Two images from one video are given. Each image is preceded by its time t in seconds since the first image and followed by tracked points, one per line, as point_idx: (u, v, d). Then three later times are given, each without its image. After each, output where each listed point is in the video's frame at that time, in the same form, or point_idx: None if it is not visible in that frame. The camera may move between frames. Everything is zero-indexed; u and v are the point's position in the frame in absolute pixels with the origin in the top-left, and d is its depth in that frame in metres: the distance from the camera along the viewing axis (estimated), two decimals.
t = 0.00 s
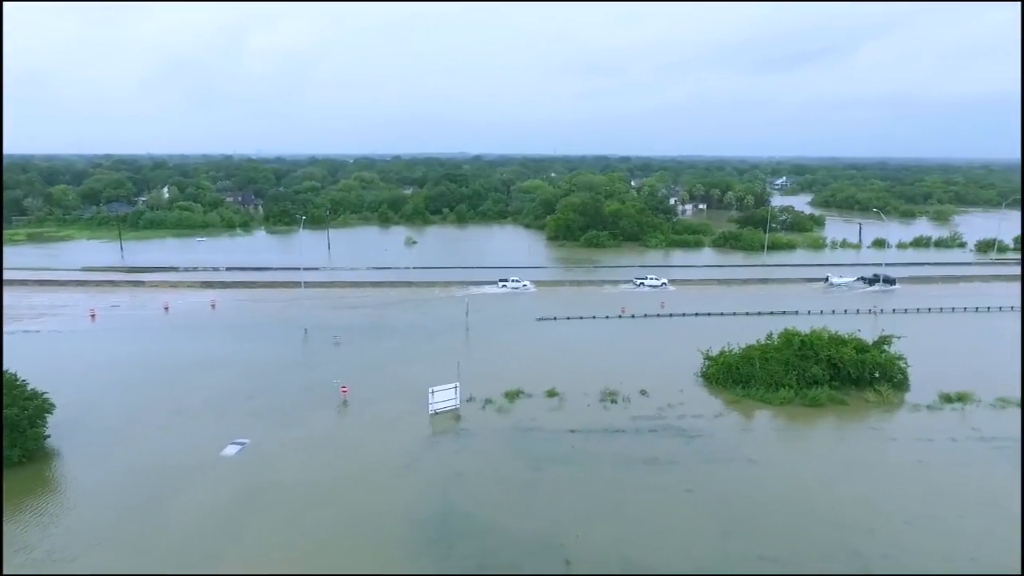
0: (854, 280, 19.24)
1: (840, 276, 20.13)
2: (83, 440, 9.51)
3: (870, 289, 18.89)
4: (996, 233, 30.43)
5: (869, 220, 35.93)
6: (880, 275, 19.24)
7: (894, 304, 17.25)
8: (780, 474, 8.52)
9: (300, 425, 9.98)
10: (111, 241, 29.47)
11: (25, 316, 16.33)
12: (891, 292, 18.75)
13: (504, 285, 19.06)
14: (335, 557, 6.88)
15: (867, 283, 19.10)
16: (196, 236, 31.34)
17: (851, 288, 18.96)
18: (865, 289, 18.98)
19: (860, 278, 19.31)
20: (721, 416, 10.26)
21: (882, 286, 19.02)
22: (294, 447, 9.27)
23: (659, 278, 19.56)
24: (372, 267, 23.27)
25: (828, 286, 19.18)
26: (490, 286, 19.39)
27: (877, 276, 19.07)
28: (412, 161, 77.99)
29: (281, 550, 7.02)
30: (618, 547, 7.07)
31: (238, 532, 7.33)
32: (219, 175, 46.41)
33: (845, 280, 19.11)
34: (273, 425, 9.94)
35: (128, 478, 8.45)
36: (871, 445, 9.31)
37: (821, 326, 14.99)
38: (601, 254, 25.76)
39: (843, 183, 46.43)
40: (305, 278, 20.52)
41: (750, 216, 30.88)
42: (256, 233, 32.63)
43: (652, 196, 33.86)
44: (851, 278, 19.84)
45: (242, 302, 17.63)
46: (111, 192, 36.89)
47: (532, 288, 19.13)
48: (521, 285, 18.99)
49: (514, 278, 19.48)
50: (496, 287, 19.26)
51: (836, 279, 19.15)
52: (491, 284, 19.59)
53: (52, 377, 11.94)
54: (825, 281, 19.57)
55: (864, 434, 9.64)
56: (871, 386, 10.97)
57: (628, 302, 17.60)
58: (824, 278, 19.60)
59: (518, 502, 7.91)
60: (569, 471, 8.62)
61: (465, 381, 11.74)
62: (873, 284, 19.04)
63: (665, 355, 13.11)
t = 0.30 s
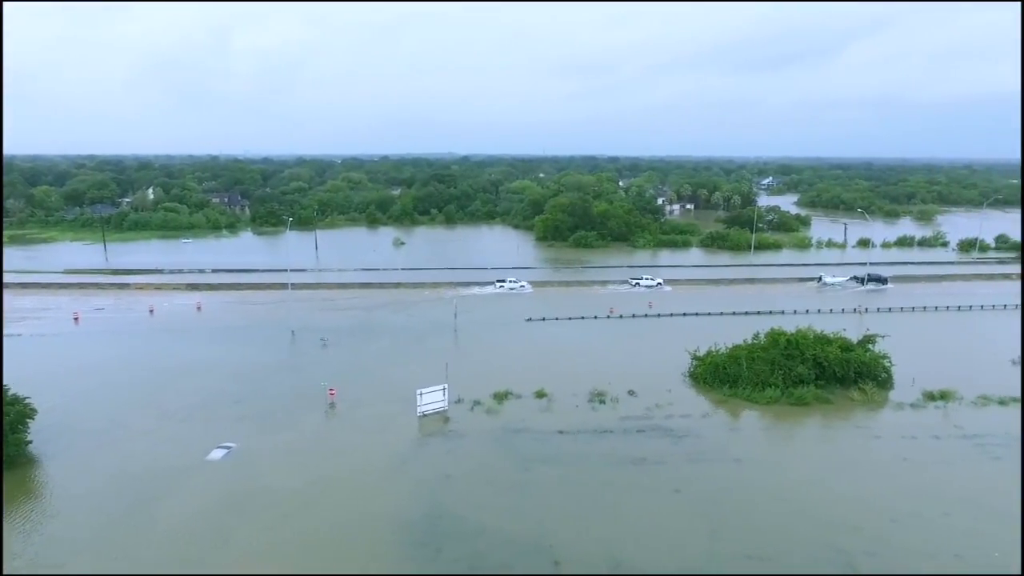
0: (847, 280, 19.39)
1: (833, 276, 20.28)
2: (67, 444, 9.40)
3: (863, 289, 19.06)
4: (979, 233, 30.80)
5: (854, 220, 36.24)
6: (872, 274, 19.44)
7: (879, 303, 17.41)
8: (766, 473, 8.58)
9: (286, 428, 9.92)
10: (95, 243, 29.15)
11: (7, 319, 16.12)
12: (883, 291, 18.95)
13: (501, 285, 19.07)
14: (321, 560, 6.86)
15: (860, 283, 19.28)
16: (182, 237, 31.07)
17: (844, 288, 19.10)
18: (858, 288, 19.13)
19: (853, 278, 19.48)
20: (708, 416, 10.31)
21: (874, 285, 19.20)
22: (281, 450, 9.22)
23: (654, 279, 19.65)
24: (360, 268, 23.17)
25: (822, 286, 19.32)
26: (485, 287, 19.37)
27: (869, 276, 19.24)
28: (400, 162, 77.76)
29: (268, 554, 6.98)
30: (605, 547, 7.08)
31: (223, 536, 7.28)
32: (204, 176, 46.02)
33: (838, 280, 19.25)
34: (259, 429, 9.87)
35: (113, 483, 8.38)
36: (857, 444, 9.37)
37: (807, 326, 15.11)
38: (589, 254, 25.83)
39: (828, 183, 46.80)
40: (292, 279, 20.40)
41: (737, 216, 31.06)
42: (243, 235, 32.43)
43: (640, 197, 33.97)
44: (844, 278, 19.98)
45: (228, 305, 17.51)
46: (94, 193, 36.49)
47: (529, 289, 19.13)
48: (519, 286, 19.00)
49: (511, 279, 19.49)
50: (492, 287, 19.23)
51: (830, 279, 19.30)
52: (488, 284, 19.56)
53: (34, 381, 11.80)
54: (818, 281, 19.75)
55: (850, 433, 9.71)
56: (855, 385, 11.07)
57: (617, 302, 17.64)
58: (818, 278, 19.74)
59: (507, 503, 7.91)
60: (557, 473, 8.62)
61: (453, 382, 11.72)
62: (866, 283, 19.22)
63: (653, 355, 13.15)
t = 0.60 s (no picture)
0: (832, 279, 19.67)
1: (817, 275, 20.55)
2: (41, 451, 9.23)
3: (848, 288, 19.35)
4: (954, 231, 31.36)
5: (832, 219, 36.72)
6: (857, 273, 19.74)
7: (858, 302, 17.66)
8: (747, 471, 8.66)
9: (268, 432, 9.83)
10: (70, 246, 28.68)
11: None
12: (867, 289, 19.25)
13: (493, 286, 19.08)
14: (305, 565, 6.81)
15: (845, 281, 19.59)
16: (159, 240, 30.67)
17: (829, 287, 19.38)
18: (843, 287, 19.41)
19: (838, 277, 19.78)
20: (690, 415, 10.39)
21: (858, 284, 19.51)
22: (262, 455, 9.14)
23: (644, 279, 19.84)
24: (342, 269, 23.04)
25: (808, 285, 19.58)
26: (477, 288, 19.38)
27: (853, 274, 19.55)
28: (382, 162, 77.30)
29: (250, 560, 6.91)
30: (589, 547, 7.11)
31: (202, 545, 7.19)
32: (182, 177, 45.42)
33: (824, 279, 19.52)
34: (240, 434, 9.77)
35: (90, 490, 8.24)
36: (836, 441, 9.50)
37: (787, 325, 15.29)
38: (572, 255, 25.91)
39: (807, 183, 47.38)
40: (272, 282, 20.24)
41: (718, 216, 31.32)
42: (222, 237, 32.09)
43: (622, 197, 34.15)
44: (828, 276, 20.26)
45: (208, 308, 17.32)
46: (69, 195, 35.86)
47: (522, 290, 19.20)
48: (511, 287, 19.05)
49: (503, 280, 19.52)
50: (486, 288, 19.28)
51: (816, 279, 19.57)
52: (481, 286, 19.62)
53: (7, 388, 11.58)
54: (804, 278, 20.14)
55: (829, 430, 9.84)
56: (834, 382, 11.21)
57: (599, 302, 17.71)
58: (804, 277, 19.98)
59: (491, 505, 7.90)
60: (541, 474, 8.63)
61: (437, 384, 11.70)
62: (850, 282, 19.52)
63: (635, 355, 13.23)
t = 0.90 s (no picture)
0: (817, 278, 19.94)
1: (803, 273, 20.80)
2: (15, 459, 9.05)
3: (833, 286, 19.63)
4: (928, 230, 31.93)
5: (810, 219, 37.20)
6: (842, 272, 20.01)
7: (836, 300, 17.91)
8: (729, 469, 8.76)
9: (249, 437, 9.73)
10: (42, 249, 28.12)
11: None
12: (851, 287, 19.54)
13: (485, 287, 19.09)
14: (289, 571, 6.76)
15: (830, 279, 19.87)
16: (135, 242, 30.20)
17: (815, 285, 19.65)
18: (827, 285, 19.69)
19: (823, 275, 20.06)
20: (673, 415, 10.47)
21: (843, 283, 19.79)
22: (243, 460, 9.05)
23: (633, 279, 19.95)
24: (323, 272, 22.87)
25: (794, 284, 19.82)
26: (470, 289, 19.37)
27: (838, 273, 19.83)
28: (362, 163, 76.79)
29: (232, 567, 6.84)
30: (574, 548, 7.14)
31: (184, 553, 7.09)
32: (158, 178, 44.74)
33: (810, 278, 19.79)
34: (220, 439, 9.66)
35: (67, 498, 8.10)
36: (816, 439, 9.63)
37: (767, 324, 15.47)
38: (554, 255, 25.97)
39: (784, 183, 47.93)
40: (252, 284, 20.03)
41: (698, 216, 31.56)
42: (200, 239, 31.68)
43: (603, 197, 34.28)
44: (812, 275, 20.53)
45: (186, 311, 17.11)
46: (41, 197, 35.15)
47: (513, 291, 19.28)
48: (504, 287, 19.09)
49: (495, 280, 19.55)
50: (478, 289, 19.32)
51: (802, 277, 19.83)
52: (471, 286, 19.61)
53: None
54: (790, 278, 20.37)
55: (809, 428, 9.97)
56: (813, 380, 11.36)
57: (582, 303, 17.80)
58: (791, 276, 20.22)
59: (475, 508, 7.90)
60: (525, 475, 8.65)
61: (419, 386, 11.66)
62: (834, 280, 19.80)
63: (617, 355, 13.30)
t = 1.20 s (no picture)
0: (808, 277, 20.19)
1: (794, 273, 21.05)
2: None
3: (823, 285, 19.89)
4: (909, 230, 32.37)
5: (793, 219, 37.55)
6: (832, 271, 20.26)
7: (820, 299, 18.11)
8: (714, 468, 8.84)
9: (234, 442, 9.67)
10: (22, 251, 27.75)
11: None
12: (841, 286, 19.79)
13: (481, 289, 19.15)
14: None
15: (821, 279, 20.12)
16: (117, 244, 29.87)
17: (806, 284, 19.90)
18: (818, 284, 19.94)
19: (813, 275, 20.31)
20: (659, 415, 10.54)
21: (833, 282, 20.04)
22: (228, 466, 8.98)
23: (627, 279, 20.09)
24: (309, 273, 22.75)
25: (785, 283, 20.04)
26: (467, 290, 19.46)
27: (828, 273, 20.08)
28: (347, 164, 76.46)
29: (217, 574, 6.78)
30: (561, 550, 7.15)
31: (169, 560, 7.03)
32: (140, 179, 44.31)
33: (800, 277, 20.04)
34: (205, 444, 9.58)
35: (47, 506, 7.99)
36: (800, 437, 9.72)
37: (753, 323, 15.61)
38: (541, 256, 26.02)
39: (769, 183, 48.38)
40: (236, 286, 19.90)
41: (683, 216, 31.75)
42: (183, 240, 31.40)
43: (590, 198, 34.37)
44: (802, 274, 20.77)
45: (169, 314, 16.96)
46: (20, 198, 34.67)
47: (509, 291, 19.40)
48: (500, 288, 19.18)
49: (491, 281, 19.61)
50: (473, 289, 19.39)
51: (793, 276, 20.09)
52: (468, 287, 19.67)
53: None
54: (781, 277, 20.55)
55: (793, 427, 10.08)
56: (797, 379, 11.48)
57: (569, 303, 17.86)
58: (782, 275, 20.47)
59: (462, 511, 7.90)
60: (513, 477, 8.65)
61: (406, 389, 11.64)
62: (824, 279, 20.06)
63: (604, 356, 13.36)
